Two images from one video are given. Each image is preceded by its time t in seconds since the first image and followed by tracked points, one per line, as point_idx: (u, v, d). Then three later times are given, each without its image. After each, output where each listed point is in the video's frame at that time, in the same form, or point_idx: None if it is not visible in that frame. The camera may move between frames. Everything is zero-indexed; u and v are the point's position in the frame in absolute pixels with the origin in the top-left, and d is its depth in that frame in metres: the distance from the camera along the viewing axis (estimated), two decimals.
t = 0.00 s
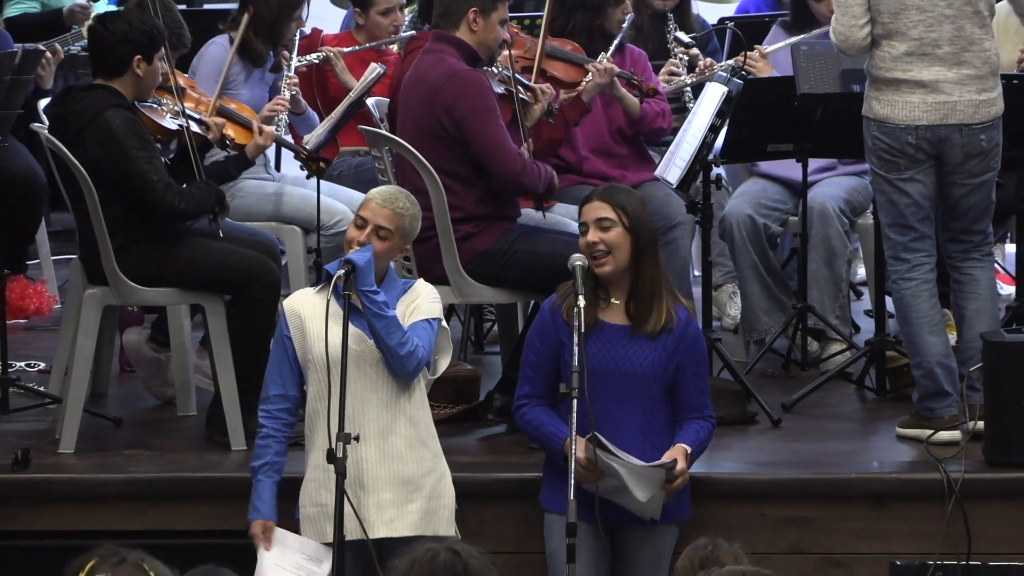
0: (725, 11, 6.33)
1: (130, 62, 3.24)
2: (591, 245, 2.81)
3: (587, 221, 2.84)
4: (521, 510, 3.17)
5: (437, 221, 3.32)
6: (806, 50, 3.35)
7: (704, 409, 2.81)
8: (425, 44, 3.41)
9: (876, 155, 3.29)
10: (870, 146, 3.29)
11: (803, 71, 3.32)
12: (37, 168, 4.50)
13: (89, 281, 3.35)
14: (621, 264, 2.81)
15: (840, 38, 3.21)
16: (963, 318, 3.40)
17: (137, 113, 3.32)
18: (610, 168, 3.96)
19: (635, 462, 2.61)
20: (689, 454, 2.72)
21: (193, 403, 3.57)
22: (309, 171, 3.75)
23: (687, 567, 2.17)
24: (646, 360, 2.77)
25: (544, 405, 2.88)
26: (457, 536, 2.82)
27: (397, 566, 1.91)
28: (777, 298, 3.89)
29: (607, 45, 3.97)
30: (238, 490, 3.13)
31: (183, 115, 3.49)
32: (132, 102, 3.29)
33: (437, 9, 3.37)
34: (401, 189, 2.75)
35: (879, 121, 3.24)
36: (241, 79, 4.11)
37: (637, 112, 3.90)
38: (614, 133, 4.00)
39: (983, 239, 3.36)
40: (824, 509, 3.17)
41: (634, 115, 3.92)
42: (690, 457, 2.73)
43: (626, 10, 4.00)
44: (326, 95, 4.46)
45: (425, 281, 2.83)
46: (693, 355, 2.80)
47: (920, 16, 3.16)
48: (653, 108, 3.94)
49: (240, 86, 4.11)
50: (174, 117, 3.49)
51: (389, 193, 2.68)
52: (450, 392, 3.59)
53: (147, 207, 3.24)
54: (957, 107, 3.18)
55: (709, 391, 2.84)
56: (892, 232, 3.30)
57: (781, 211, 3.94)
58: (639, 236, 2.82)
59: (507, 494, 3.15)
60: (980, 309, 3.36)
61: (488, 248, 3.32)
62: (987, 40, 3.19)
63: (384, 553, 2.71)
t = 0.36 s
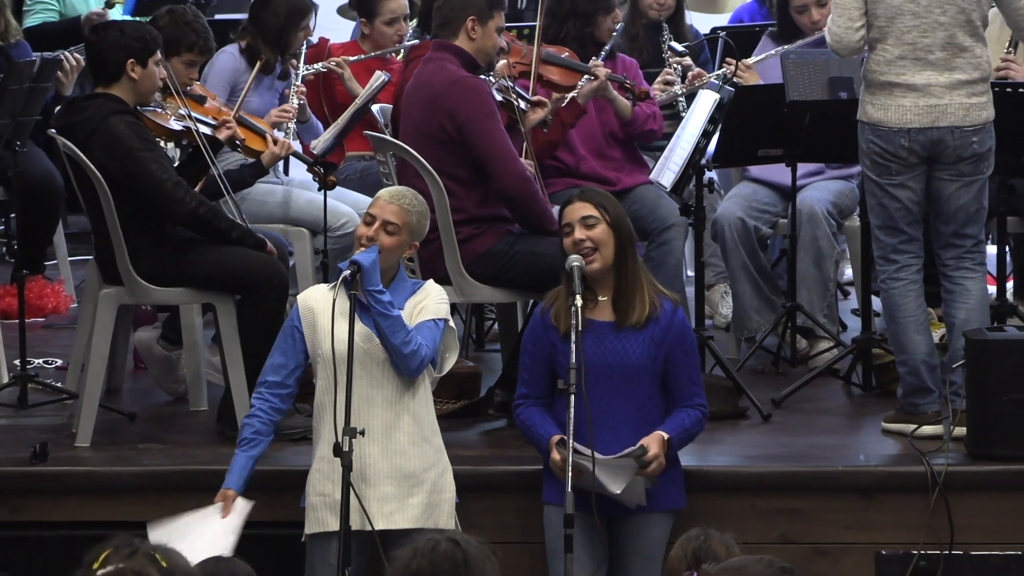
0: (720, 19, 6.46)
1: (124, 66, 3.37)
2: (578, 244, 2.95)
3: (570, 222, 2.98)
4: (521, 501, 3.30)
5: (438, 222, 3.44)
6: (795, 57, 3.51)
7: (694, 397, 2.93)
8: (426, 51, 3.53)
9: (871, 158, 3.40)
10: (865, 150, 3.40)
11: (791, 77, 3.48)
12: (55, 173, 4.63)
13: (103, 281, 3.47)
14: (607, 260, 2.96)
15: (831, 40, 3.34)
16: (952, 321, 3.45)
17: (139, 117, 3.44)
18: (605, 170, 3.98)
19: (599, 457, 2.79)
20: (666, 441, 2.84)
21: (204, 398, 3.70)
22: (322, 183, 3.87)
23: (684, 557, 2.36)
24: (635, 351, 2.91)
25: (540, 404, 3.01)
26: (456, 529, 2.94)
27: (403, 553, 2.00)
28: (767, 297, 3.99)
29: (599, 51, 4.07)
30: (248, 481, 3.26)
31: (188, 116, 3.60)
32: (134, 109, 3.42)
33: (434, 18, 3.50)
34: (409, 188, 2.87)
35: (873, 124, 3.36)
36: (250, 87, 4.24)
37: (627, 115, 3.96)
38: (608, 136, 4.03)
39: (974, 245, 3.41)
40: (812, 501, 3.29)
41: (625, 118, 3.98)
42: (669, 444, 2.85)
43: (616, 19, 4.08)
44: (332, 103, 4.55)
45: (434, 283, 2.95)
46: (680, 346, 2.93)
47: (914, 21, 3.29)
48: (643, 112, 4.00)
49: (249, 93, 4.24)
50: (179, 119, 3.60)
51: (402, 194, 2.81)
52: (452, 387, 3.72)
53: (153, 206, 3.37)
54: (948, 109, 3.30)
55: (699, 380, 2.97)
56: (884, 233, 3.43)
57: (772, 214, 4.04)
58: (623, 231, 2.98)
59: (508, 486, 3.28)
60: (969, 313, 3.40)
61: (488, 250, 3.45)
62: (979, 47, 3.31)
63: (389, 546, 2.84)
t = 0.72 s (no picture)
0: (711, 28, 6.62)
1: (149, 75, 3.50)
2: (571, 242, 3.15)
3: (564, 224, 3.18)
4: (520, 493, 3.42)
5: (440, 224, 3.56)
6: (785, 66, 3.60)
7: (680, 391, 3.10)
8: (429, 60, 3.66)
9: (875, 159, 3.51)
10: (869, 151, 3.52)
11: (781, 83, 3.58)
12: (71, 176, 4.77)
13: (118, 282, 3.60)
14: (598, 259, 3.15)
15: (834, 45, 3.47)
16: (945, 321, 3.55)
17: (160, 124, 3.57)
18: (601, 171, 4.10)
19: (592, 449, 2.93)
20: (652, 432, 3.01)
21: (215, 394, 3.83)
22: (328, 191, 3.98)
23: (677, 548, 2.56)
24: (623, 347, 3.09)
25: (533, 403, 3.15)
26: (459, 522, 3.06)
27: (404, 545, 2.05)
28: (758, 297, 4.10)
29: (590, 58, 4.18)
30: (258, 474, 3.39)
31: (203, 128, 3.71)
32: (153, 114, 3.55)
33: (439, 27, 3.62)
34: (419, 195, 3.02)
35: (877, 125, 3.47)
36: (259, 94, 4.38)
37: (619, 115, 4.05)
38: (602, 139, 4.15)
39: (971, 245, 3.50)
40: (801, 493, 3.41)
41: (619, 120, 4.07)
42: (655, 435, 3.01)
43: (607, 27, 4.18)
44: (339, 110, 4.68)
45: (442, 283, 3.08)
46: (665, 341, 3.12)
47: (919, 27, 3.39)
48: (635, 114, 4.09)
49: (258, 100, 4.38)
50: (195, 130, 3.72)
51: (406, 199, 2.95)
52: (454, 383, 3.85)
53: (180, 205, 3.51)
54: (949, 112, 3.39)
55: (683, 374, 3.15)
56: (881, 232, 3.55)
57: (762, 216, 4.16)
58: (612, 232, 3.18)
59: (508, 478, 3.40)
60: (960, 313, 3.51)
61: (490, 250, 3.57)
62: (981, 52, 3.41)
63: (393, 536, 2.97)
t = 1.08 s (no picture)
0: (701, 38, 6.77)
1: (174, 85, 3.64)
2: (570, 246, 3.26)
3: (562, 227, 3.29)
4: (517, 486, 3.55)
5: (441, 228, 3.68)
6: (774, 74, 3.70)
7: (668, 387, 3.25)
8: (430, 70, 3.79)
9: (864, 163, 3.62)
10: (860, 155, 3.63)
11: (771, 91, 3.68)
12: (86, 181, 4.90)
13: (132, 282, 3.74)
14: (594, 262, 3.28)
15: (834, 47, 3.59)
16: (929, 320, 3.66)
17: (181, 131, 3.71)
18: (596, 173, 4.23)
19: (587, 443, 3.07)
20: (644, 428, 3.16)
21: (224, 391, 3.97)
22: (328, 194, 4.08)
23: (673, 537, 2.66)
24: (615, 346, 3.24)
25: (526, 399, 3.28)
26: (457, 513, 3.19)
27: (404, 536, 2.05)
28: (748, 297, 4.22)
29: (585, 68, 4.31)
30: (266, 468, 3.52)
31: (222, 140, 3.86)
32: (173, 121, 3.68)
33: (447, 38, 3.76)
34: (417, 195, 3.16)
35: (868, 131, 3.58)
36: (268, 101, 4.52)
37: (614, 120, 4.19)
38: (596, 144, 4.27)
39: (956, 246, 3.61)
40: (790, 486, 3.54)
41: (612, 126, 4.21)
42: (646, 430, 3.17)
43: (602, 39, 4.32)
44: (344, 116, 4.79)
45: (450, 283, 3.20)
46: (655, 339, 3.27)
47: (914, 39, 3.51)
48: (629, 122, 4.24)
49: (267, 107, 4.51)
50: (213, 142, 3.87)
51: (405, 201, 3.09)
52: (455, 380, 3.98)
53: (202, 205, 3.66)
54: (939, 121, 3.52)
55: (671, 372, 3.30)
56: (870, 233, 3.66)
57: (752, 219, 4.29)
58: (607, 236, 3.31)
59: (506, 471, 3.54)
60: (944, 313, 3.62)
61: (490, 251, 3.70)
62: (972, 65, 3.54)
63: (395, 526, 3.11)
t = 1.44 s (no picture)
0: (693, 45, 6.91)
1: (168, 89, 3.78)
2: (571, 248, 3.41)
3: (566, 229, 3.44)
4: (514, 479, 3.69)
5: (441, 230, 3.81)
6: (762, 81, 3.86)
7: (661, 390, 3.37)
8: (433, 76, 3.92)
9: (853, 167, 3.74)
10: (848, 158, 3.74)
11: (758, 99, 3.86)
12: (99, 185, 5.05)
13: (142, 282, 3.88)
14: (594, 267, 3.42)
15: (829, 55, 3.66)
16: (913, 318, 3.78)
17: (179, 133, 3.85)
18: (590, 176, 4.37)
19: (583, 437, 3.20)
20: (638, 428, 3.30)
21: (232, 387, 4.11)
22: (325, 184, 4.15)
23: (662, 529, 2.82)
24: (612, 348, 3.38)
25: (522, 392, 3.42)
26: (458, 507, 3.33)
27: (407, 526, 2.20)
28: (738, 297, 4.35)
29: (579, 75, 4.44)
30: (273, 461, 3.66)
31: (222, 135, 4.01)
32: (173, 125, 3.82)
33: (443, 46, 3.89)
34: (415, 195, 3.29)
35: (857, 135, 3.69)
36: (275, 107, 4.65)
37: (607, 127, 4.31)
38: (590, 149, 4.41)
39: (939, 247, 3.74)
40: (777, 478, 3.66)
41: (607, 131, 4.33)
42: (639, 430, 3.30)
43: (596, 47, 4.44)
44: (347, 123, 4.93)
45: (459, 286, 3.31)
46: (651, 343, 3.40)
47: (903, 48, 3.60)
48: (621, 125, 4.37)
49: (273, 113, 4.64)
50: (214, 138, 4.02)
51: (411, 204, 3.22)
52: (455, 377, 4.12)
53: (198, 216, 3.78)
54: (926, 127, 3.62)
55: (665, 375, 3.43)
56: (858, 234, 3.78)
57: (741, 222, 4.41)
58: (608, 242, 3.45)
59: (503, 465, 3.67)
60: (927, 312, 3.74)
61: (487, 253, 3.83)
62: (958, 74, 3.63)
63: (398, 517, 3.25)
